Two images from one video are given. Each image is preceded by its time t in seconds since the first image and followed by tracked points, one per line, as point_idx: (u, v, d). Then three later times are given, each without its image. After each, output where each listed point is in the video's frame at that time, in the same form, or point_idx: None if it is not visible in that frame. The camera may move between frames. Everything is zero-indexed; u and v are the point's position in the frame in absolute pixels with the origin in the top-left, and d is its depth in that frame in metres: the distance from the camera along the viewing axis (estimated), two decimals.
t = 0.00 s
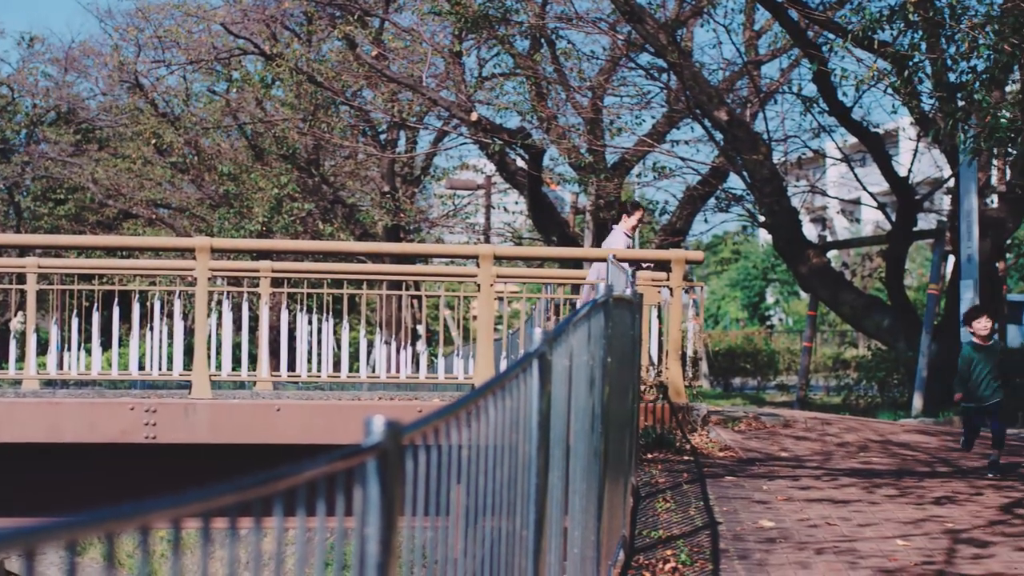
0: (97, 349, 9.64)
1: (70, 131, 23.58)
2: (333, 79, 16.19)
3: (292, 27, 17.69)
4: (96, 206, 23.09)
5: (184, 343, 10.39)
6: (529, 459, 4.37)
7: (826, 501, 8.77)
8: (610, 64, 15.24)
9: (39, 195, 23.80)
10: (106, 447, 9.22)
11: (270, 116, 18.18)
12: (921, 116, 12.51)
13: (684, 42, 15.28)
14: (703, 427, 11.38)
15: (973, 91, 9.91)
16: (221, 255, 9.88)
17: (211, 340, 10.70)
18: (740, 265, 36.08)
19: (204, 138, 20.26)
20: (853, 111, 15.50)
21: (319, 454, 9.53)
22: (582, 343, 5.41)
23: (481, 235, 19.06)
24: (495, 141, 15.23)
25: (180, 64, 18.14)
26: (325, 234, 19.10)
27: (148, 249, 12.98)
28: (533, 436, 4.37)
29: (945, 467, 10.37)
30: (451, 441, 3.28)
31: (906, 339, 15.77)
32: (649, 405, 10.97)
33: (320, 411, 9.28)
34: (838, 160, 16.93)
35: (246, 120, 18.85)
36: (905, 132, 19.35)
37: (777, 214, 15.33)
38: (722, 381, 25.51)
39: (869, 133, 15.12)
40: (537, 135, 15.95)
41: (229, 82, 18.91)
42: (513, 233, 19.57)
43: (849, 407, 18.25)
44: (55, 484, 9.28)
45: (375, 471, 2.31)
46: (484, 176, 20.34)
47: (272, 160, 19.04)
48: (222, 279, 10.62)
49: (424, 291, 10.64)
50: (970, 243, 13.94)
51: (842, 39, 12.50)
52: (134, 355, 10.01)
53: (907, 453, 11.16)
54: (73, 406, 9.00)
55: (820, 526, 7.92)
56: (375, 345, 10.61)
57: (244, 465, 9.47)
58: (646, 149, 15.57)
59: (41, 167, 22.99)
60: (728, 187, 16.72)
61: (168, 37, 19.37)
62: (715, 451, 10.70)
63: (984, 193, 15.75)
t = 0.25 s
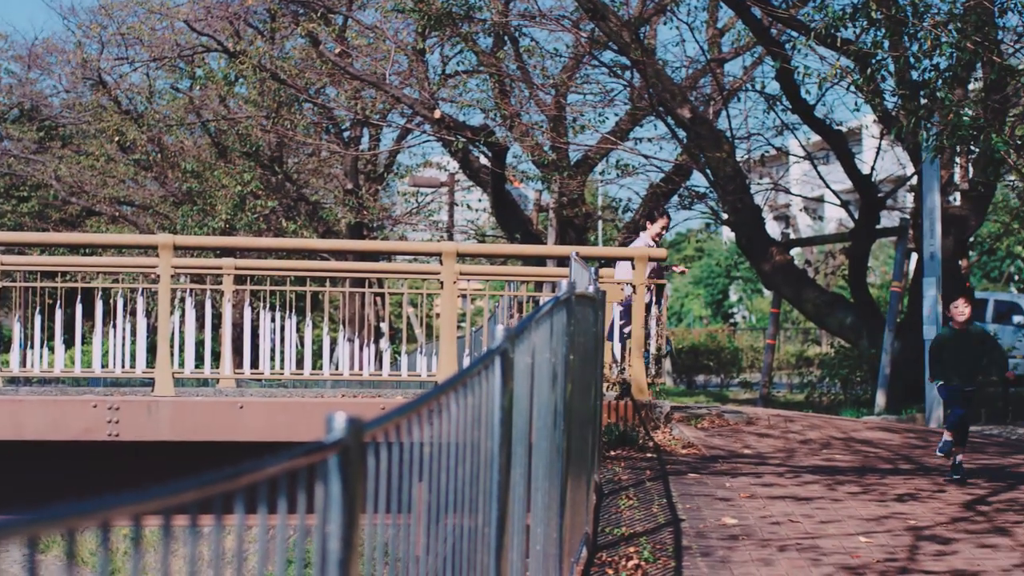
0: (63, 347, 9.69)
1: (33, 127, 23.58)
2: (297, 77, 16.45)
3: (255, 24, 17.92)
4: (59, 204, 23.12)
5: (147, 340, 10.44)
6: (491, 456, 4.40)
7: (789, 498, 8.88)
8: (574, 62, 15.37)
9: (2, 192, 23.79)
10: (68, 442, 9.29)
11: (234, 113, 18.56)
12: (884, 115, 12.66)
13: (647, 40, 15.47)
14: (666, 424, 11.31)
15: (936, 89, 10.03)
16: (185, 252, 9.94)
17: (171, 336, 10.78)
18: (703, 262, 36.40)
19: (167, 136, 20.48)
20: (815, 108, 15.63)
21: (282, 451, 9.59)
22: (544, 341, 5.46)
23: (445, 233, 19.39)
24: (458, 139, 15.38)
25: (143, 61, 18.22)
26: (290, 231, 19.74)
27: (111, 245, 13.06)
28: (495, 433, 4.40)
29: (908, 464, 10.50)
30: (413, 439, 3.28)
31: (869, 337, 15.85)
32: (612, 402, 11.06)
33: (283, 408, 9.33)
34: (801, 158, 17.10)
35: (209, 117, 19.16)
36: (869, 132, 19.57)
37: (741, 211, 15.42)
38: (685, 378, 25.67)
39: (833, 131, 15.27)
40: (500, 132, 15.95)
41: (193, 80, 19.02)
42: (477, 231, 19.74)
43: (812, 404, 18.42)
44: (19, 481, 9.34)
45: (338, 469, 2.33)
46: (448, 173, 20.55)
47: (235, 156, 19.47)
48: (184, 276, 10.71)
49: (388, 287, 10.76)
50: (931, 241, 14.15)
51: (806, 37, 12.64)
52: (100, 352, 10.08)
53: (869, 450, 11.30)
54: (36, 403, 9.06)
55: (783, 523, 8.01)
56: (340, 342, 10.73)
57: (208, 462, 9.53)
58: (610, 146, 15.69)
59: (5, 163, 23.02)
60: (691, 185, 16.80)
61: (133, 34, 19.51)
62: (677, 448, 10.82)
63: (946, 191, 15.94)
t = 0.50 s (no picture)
0: (30, 346, 9.76)
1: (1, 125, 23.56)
2: (266, 75, 16.57)
3: (225, 22, 18.02)
4: (27, 203, 23.11)
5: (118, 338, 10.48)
6: (462, 453, 4.32)
7: (758, 496, 8.96)
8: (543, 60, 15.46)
9: None
10: (40, 443, 9.39)
11: (204, 112, 18.46)
12: (853, 114, 12.78)
13: (617, 38, 15.59)
14: (636, 423, 11.37)
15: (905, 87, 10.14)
16: (154, 250, 9.99)
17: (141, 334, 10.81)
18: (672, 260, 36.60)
19: (137, 134, 20.57)
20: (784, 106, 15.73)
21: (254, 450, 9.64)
22: (511, 339, 5.45)
23: (414, 231, 19.92)
24: (428, 138, 15.49)
25: (113, 59, 18.27)
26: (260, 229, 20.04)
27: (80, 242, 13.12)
28: (465, 429, 4.31)
29: (876, 462, 10.62)
30: (381, 436, 3.09)
31: (837, 335, 16.02)
32: (581, 401, 11.07)
33: (252, 408, 9.38)
34: (770, 156, 17.22)
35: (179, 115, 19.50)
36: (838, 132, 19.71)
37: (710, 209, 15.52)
38: (655, 378, 25.79)
39: (801, 129, 15.38)
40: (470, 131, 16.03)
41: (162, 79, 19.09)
42: (446, 229, 19.85)
43: (782, 403, 18.56)
44: None
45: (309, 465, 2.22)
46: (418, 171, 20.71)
47: (204, 155, 19.67)
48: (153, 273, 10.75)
49: (357, 285, 10.80)
50: (902, 239, 14.19)
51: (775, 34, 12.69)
52: (67, 350, 10.17)
53: (838, 448, 11.42)
54: (5, 401, 9.19)
55: (752, 521, 8.09)
56: (310, 341, 10.78)
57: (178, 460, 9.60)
58: (579, 145, 15.80)
59: None
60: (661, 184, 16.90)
61: (102, 33, 19.58)
62: (647, 446, 10.77)
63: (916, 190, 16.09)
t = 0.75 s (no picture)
0: None
1: None
2: (236, 74, 16.61)
3: (195, 22, 18.13)
4: None
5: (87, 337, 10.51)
6: (430, 453, 4.35)
7: (727, 495, 9.05)
8: (513, 59, 15.56)
9: None
10: (16, 444, 9.53)
11: (173, 111, 18.42)
12: (822, 112, 12.91)
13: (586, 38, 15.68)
14: (606, 422, 11.45)
15: (875, 86, 10.25)
16: (124, 249, 10.02)
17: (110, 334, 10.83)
18: (642, 259, 36.78)
19: (106, 134, 20.56)
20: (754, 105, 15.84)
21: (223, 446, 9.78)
22: (480, 339, 5.50)
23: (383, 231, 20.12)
24: (397, 137, 15.55)
25: (82, 58, 18.25)
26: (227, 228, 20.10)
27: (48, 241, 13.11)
28: (433, 429, 4.34)
29: (845, 461, 10.74)
30: (351, 435, 3.11)
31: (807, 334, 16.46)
32: (551, 400, 11.22)
33: (220, 405, 9.52)
34: (740, 155, 17.36)
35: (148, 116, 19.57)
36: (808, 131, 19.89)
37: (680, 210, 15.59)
38: (625, 376, 25.92)
39: (770, 129, 15.50)
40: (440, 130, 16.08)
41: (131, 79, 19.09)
42: (416, 229, 19.92)
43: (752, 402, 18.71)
44: None
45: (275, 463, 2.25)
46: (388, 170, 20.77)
47: (174, 154, 19.66)
48: (122, 272, 10.78)
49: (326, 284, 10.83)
50: (870, 238, 14.29)
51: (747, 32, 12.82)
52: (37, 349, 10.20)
53: (808, 447, 11.53)
54: None
55: (721, 519, 8.18)
56: (279, 340, 10.81)
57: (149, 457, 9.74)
58: (548, 144, 15.90)
59: None
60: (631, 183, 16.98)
61: (71, 32, 19.55)
62: (616, 445, 10.80)
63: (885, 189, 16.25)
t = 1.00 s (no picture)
0: None
1: None
2: (203, 72, 16.57)
3: (162, 20, 17.86)
4: None
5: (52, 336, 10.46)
6: (396, 450, 4.35)
7: (693, 493, 9.12)
8: (480, 58, 15.60)
9: None
10: None
11: (140, 109, 18.34)
12: (789, 111, 13.01)
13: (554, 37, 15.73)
14: (573, 420, 11.51)
15: (841, 86, 10.35)
16: (91, 247, 10.01)
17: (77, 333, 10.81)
18: (610, 259, 36.91)
19: (73, 132, 20.43)
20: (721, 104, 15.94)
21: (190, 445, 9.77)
22: (446, 337, 5.51)
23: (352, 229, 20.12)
24: (364, 136, 15.54)
25: (49, 56, 18.15)
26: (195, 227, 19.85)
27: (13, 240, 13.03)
28: (399, 426, 4.34)
29: (812, 459, 10.84)
30: (315, 433, 3.10)
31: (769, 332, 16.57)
32: (518, 399, 11.30)
33: (186, 405, 9.50)
34: (707, 155, 17.46)
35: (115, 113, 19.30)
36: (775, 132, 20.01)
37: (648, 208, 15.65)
38: (593, 376, 26.00)
39: (738, 128, 15.60)
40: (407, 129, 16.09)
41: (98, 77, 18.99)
42: (384, 228, 19.92)
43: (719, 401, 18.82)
44: None
45: (240, 461, 2.22)
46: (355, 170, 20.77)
47: (140, 153, 19.53)
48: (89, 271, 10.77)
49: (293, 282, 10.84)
50: (838, 237, 14.36)
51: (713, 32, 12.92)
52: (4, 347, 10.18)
53: (774, 445, 11.63)
54: None
55: (687, 518, 8.24)
56: (247, 338, 10.82)
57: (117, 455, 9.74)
58: (516, 143, 15.95)
59: None
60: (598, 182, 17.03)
61: (38, 30, 19.40)
62: (583, 443, 10.88)
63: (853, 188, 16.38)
